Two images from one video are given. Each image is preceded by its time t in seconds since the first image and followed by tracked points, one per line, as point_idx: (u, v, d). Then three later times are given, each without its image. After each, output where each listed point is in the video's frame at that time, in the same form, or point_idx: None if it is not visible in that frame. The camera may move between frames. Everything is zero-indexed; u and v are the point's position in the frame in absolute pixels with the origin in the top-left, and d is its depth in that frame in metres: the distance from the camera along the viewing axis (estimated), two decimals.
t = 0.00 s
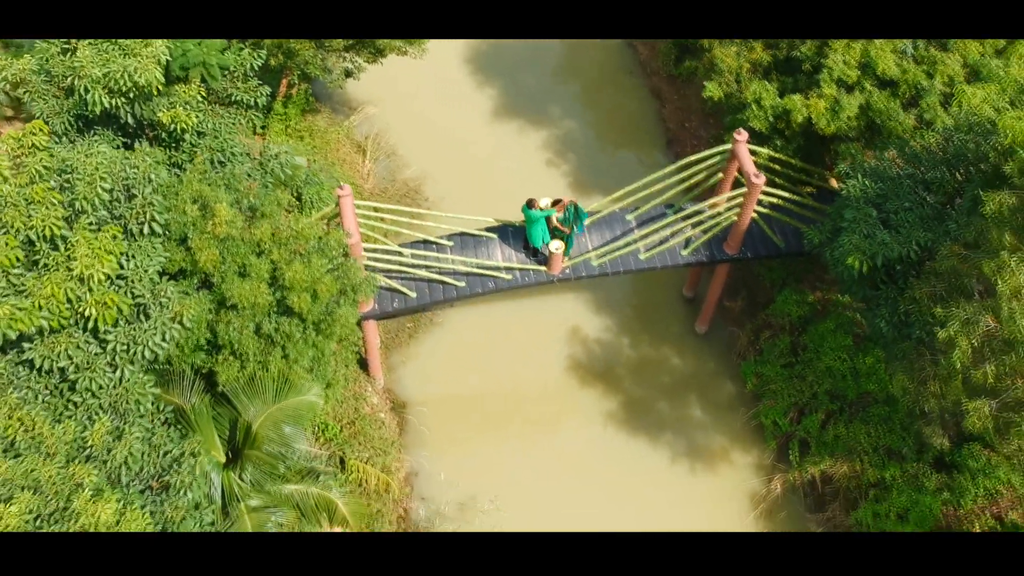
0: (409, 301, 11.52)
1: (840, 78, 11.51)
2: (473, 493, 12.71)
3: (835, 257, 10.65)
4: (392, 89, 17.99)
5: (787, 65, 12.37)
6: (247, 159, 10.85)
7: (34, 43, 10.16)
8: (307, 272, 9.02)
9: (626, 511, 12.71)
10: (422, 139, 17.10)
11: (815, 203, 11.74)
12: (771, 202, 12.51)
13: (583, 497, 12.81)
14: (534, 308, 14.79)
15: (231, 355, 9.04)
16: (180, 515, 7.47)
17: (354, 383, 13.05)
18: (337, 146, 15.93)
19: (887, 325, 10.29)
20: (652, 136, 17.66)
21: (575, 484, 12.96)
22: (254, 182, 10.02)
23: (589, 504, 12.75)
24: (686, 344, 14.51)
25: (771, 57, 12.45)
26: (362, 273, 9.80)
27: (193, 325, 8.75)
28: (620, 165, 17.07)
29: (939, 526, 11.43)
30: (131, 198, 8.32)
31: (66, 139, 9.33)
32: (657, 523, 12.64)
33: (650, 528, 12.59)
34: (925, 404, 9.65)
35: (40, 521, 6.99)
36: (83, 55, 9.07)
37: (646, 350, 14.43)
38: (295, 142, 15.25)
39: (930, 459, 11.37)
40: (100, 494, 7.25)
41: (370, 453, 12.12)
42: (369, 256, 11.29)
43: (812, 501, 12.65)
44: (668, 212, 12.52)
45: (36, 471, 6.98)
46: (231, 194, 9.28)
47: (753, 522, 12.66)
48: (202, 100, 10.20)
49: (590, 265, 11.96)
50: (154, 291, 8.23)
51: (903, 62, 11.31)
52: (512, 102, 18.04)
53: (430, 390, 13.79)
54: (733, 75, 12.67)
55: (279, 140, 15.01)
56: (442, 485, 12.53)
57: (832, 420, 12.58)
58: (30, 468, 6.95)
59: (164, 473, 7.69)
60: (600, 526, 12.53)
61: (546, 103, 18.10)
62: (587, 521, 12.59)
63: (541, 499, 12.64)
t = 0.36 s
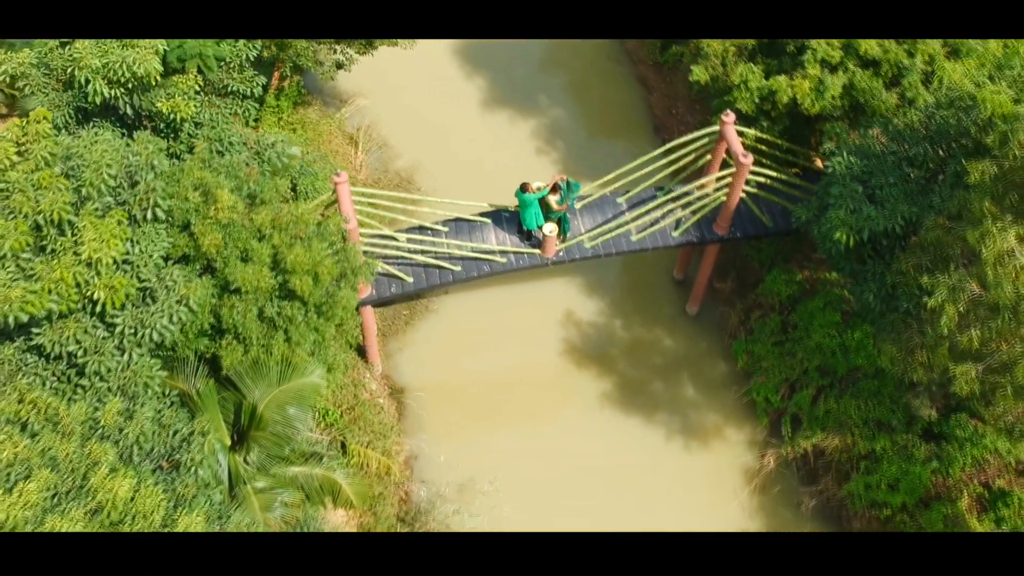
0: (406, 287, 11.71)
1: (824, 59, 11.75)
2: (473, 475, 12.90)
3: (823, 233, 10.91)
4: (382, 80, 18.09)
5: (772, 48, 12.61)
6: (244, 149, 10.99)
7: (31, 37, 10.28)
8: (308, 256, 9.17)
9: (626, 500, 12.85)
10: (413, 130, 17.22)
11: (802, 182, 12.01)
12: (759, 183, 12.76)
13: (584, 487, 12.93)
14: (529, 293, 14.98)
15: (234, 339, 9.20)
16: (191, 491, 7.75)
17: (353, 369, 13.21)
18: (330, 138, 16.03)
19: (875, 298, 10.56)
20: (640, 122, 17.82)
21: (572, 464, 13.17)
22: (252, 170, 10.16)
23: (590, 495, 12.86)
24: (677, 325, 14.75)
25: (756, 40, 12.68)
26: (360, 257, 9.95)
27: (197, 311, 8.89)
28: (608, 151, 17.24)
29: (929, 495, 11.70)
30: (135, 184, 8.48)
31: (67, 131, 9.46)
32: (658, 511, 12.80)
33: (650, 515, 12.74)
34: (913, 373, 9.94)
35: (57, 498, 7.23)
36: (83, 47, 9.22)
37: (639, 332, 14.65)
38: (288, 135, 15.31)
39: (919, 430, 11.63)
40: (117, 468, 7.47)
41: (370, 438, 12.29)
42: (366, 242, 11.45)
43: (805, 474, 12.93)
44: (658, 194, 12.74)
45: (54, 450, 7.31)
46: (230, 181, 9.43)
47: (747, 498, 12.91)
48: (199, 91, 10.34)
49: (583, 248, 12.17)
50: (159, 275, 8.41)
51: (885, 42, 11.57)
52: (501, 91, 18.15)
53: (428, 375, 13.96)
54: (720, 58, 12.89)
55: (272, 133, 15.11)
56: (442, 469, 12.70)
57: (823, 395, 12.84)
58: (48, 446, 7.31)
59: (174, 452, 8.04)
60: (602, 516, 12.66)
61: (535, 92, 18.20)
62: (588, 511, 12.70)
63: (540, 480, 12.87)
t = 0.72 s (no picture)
0: (408, 272, 11.95)
1: (816, 43, 11.99)
2: (476, 457, 13.11)
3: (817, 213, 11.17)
4: (379, 72, 18.25)
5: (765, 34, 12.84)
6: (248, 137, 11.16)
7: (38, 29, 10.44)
8: (316, 239, 9.40)
9: (625, 487, 13.00)
10: (411, 121, 17.40)
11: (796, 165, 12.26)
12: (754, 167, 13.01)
13: (582, 476, 13.07)
14: (528, 279, 15.19)
15: (244, 322, 9.47)
16: (204, 466, 8.11)
17: (356, 355, 13.43)
18: (330, 130, 16.20)
19: (868, 275, 10.82)
20: (635, 111, 18.01)
21: (573, 446, 13.38)
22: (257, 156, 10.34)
23: (589, 478, 13.05)
24: (675, 309, 14.98)
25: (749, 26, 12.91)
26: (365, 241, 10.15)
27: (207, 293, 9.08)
28: (604, 140, 17.44)
29: (922, 470, 11.98)
30: (146, 168, 8.69)
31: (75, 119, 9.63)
32: (656, 496, 12.97)
33: (649, 501, 12.91)
34: (906, 347, 10.19)
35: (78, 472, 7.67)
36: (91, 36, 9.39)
37: (637, 316, 14.88)
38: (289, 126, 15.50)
39: (912, 407, 12.01)
40: (134, 442, 7.87)
41: (374, 422, 12.50)
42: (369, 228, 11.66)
43: (801, 452, 13.19)
44: (654, 179, 12.97)
45: (73, 425, 7.74)
46: (236, 167, 9.61)
47: (746, 476, 13.13)
48: (204, 80, 10.51)
49: (582, 232, 12.40)
50: (171, 257, 8.65)
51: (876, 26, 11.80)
52: (497, 81, 18.32)
53: (430, 361, 14.15)
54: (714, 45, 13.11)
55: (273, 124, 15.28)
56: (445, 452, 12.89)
57: (818, 373, 13.08)
58: (69, 421, 7.71)
59: (188, 429, 8.38)
60: (602, 503, 12.82)
61: (530, 82, 18.38)
62: (589, 494, 12.90)
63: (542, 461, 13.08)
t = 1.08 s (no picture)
0: (416, 257, 12.21)
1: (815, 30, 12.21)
2: (483, 439, 13.36)
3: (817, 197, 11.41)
4: (385, 64, 18.49)
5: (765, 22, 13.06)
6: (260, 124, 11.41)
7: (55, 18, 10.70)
8: (328, 222, 9.64)
9: (627, 472, 13.21)
10: (415, 112, 17.63)
11: (795, 151, 12.51)
12: (755, 153, 13.23)
13: (585, 462, 13.27)
14: (533, 267, 15.43)
15: (258, 303, 9.72)
16: (223, 440, 8.36)
17: (364, 340, 13.68)
18: (336, 120, 16.44)
19: (867, 257, 11.07)
20: (636, 102, 18.20)
21: (578, 429, 13.62)
22: (270, 142, 10.58)
23: (594, 461, 13.28)
24: (677, 295, 15.22)
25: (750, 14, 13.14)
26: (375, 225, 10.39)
27: (224, 274, 9.32)
28: (606, 130, 17.66)
29: (921, 450, 12.21)
30: (165, 151, 8.90)
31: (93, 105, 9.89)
32: (658, 480, 13.18)
33: (651, 485, 13.12)
34: (904, 327, 10.41)
35: (102, 443, 7.94)
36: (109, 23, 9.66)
37: (640, 302, 15.11)
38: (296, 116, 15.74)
39: (910, 387, 12.23)
40: (155, 414, 8.11)
41: (382, 404, 12.76)
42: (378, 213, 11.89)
43: (802, 433, 13.44)
44: (657, 165, 13.21)
45: (95, 398, 7.99)
46: (252, 152, 9.85)
47: (747, 457, 13.37)
48: (218, 67, 10.77)
49: (586, 217, 12.63)
50: (188, 238, 8.88)
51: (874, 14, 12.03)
52: (500, 73, 18.52)
53: (437, 346, 14.40)
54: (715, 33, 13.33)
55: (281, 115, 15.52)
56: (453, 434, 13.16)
57: (818, 356, 13.32)
58: (92, 392, 7.95)
59: (207, 404, 8.65)
60: (605, 489, 13.03)
61: (533, 73, 18.59)
62: (593, 477, 13.14)
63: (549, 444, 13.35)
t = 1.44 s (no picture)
0: (426, 244, 12.50)
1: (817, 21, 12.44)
2: (490, 423, 13.62)
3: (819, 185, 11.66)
4: (393, 57, 18.76)
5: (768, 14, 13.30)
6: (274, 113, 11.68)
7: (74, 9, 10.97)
8: (342, 207, 9.89)
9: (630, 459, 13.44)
10: (423, 103, 17.88)
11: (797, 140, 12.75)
12: (758, 142, 13.48)
13: (590, 449, 13.51)
14: (539, 256, 15.69)
15: (274, 286, 9.99)
16: (242, 415, 8.59)
17: (374, 326, 13.95)
18: (345, 111, 16.69)
19: (868, 243, 11.33)
20: (640, 94, 18.41)
21: (583, 414, 13.88)
22: (284, 129, 10.84)
23: (599, 446, 13.54)
24: (680, 284, 15.47)
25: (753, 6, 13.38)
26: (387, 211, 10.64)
27: (241, 257, 9.57)
28: (611, 121, 17.89)
29: (920, 434, 12.44)
30: (185, 136, 9.15)
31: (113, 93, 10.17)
32: (660, 466, 13.41)
33: (653, 470, 13.35)
34: (904, 311, 10.64)
35: (127, 417, 8.21)
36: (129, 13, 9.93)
37: (645, 290, 15.36)
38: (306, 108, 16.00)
39: (910, 372, 12.40)
40: (177, 388, 8.37)
41: (392, 388, 13.03)
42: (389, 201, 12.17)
43: (803, 417, 13.69)
44: (662, 154, 13.46)
45: (120, 372, 8.27)
46: (268, 138, 10.12)
47: (749, 442, 13.63)
48: (233, 57, 11.03)
49: (592, 205, 12.88)
50: (208, 221, 9.14)
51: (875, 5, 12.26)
52: (506, 65, 18.76)
53: (445, 333, 14.66)
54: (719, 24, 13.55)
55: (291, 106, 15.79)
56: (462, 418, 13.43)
57: (820, 342, 13.56)
58: (116, 367, 8.23)
59: (225, 381, 8.92)
60: (609, 475, 13.26)
61: (538, 66, 18.82)
62: (598, 461, 13.39)
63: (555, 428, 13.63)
